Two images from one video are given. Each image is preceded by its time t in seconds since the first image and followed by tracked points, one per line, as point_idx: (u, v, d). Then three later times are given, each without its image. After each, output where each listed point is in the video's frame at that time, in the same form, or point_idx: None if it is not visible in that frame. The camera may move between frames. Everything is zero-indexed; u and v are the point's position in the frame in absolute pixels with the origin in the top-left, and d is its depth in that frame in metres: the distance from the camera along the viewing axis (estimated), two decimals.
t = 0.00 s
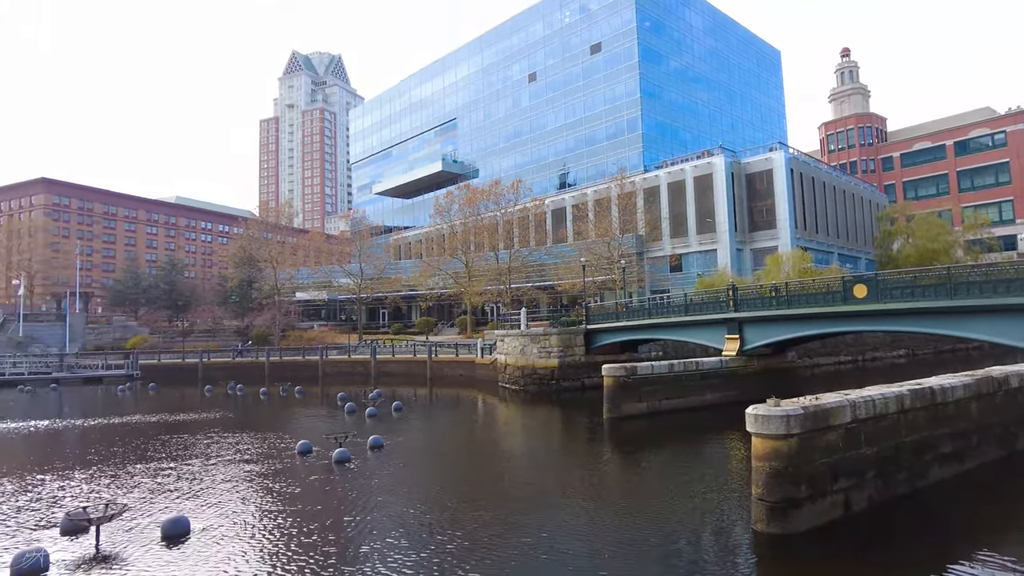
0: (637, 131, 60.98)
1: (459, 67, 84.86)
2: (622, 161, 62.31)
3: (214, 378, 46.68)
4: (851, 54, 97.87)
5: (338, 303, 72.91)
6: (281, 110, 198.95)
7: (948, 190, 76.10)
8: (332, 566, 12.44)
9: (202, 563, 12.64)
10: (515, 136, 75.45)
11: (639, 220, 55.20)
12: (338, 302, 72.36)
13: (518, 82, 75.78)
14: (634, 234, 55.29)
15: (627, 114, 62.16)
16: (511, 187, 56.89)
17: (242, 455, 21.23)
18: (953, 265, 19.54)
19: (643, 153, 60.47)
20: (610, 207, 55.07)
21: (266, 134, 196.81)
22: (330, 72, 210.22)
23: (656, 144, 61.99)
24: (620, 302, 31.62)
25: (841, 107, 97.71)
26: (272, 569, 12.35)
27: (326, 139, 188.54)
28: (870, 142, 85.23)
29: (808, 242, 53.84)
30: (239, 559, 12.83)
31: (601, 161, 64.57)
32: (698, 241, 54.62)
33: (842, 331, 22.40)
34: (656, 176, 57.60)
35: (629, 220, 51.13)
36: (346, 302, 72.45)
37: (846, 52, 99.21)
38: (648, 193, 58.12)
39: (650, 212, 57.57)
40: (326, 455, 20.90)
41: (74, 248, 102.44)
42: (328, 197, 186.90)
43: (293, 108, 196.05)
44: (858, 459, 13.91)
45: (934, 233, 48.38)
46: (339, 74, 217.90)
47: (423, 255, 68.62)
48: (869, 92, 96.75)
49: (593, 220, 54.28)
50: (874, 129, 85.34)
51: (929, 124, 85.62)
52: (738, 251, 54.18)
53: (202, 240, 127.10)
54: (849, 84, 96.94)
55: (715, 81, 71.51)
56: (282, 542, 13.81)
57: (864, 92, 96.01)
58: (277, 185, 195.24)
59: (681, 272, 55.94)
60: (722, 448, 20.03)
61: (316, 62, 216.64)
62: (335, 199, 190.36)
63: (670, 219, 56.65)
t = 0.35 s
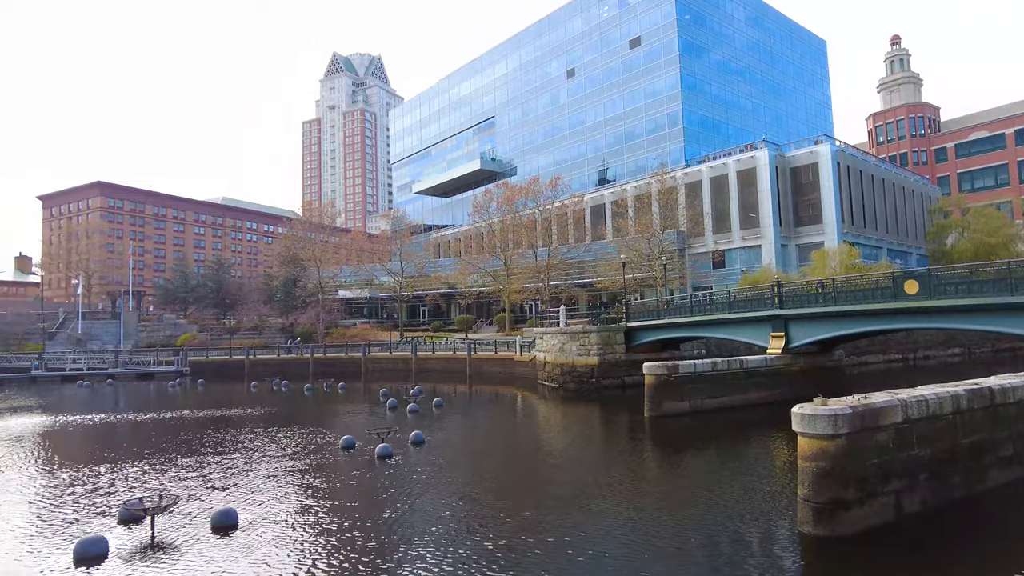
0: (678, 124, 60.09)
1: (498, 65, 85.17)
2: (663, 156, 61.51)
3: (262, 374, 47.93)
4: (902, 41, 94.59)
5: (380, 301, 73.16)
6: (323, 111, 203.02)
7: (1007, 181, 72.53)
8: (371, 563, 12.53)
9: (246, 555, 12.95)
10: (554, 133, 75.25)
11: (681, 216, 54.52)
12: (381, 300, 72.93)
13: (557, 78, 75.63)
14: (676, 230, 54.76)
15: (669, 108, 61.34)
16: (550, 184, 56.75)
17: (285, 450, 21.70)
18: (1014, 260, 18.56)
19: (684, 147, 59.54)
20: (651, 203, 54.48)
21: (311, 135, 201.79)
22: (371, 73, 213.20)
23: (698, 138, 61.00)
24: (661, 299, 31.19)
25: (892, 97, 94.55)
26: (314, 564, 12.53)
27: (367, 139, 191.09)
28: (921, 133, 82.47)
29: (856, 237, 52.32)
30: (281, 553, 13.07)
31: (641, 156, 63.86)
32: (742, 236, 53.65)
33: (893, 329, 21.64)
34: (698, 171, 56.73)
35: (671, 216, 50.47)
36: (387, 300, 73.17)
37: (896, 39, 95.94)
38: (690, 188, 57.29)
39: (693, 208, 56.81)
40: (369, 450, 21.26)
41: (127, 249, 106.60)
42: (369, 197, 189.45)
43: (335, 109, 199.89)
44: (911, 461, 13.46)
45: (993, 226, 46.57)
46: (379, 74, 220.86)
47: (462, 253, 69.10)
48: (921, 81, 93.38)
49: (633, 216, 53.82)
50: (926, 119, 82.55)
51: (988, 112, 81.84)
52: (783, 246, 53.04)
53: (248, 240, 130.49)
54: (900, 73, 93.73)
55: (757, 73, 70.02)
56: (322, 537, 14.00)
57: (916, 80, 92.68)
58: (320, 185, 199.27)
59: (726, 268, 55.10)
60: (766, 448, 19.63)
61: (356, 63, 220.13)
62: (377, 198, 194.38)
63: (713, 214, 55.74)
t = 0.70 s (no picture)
0: (723, 118, 58.92)
1: (537, 62, 85.16)
2: (707, 150, 60.45)
3: (309, 370, 49.09)
4: (960, 27, 90.98)
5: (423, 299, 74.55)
6: (366, 112, 206.63)
7: None
8: (415, 559, 12.62)
9: (294, 547, 13.22)
10: (595, 128, 74.80)
11: (726, 212, 53.62)
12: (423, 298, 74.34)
13: (597, 74, 75.20)
14: (721, 226, 53.87)
15: (712, 100, 60.25)
16: (591, 180, 56.37)
17: (329, 445, 22.14)
18: None
19: (729, 141, 58.40)
20: (696, 197, 53.66)
21: (354, 136, 205.41)
22: (412, 73, 215.87)
23: (743, 131, 59.77)
24: (705, 297, 30.69)
25: (949, 84, 91.17)
26: (358, 558, 12.70)
27: (409, 138, 193.23)
28: (981, 121, 79.08)
29: (909, 231, 50.52)
30: (326, 546, 13.34)
31: (685, 150, 62.89)
32: (789, 232, 52.45)
33: (950, 327, 20.77)
34: (743, 165, 55.49)
35: (716, 211, 49.61)
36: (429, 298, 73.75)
37: (954, 24, 92.26)
38: (735, 182, 56.07)
39: (738, 203, 55.56)
40: (413, 445, 21.55)
41: (179, 249, 110.42)
42: (412, 196, 191.25)
43: (377, 109, 203.12)
44: (972, 463, 12.88)
45: None
46: (421, 74, 223.46)
47: (503, 251, 69.33)
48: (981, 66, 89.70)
49: (677, 212, 53.10)
50: (987, 106, 79.01)
51: None
52: (832, 242, 51.66)
53: (294, 239, 133.60)
54: (958, 59, 90.21)
55: (804, 64, 68.25)
56: (366, 531, 14.18)
57: (975, 67, 88.97)
58: (364, 185, 202.80)
59: (772, 264, 53.96)
60: (814, 448, 19.12)
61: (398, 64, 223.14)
62: (418, 197, 196.38)
63: (759, 209, 54.52)
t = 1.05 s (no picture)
0: (776, 111, 57.47)
1: (584, 59, 84.83)
2: (759, 144, 59.05)
3: (360, 366, 50.11)
4: None
5: (470, 297, 75.07)
6: (414, 112, 209.71)
7: None
8: (463, 556, 12.70)
9: (345, 541, 13.49)
10: (643, 124, 73.99)
11: (779, 208, 52.50)
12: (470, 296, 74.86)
13: (645, 69, 74.43)
14: (774, 222, 52.71)
15: (765, 93, 58.82)
16: (641, 176, 55.73)
17: (379, 440, 22.56)
18: None
19: (782, 134, 56.88)
20: (748, 193, 52.66)
21: (402, 136, 208.85)
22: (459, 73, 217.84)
23: (797, 124, 58.13)
24: (759, 295, 29.96)
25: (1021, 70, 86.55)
26: (408, 553, 12.85)
27: (456, 138, 194.93)
28: None
29: (976, 226, 48.24)
30: (380, 539, 13.64)
31: (736, 144, 61.59)
32: (846, 227, 50.93)
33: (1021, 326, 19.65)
34: (797, 159, 53.93)
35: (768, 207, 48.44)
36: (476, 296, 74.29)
37: None
38: (788, 177, 54.55)
39: (792, 199, 54.22)
40: (463, 442, 21.81)
41: (235, 249, 114.41)
42: (458, 195, 192.82)
43: (425, 110, 205.93)
44: None
45: None
46: (468, 74, 225.29)
47: (549, 249, 69.36)
48: None
49: (728, 208, 52.19)
50: None
51: None
52: (892, 237, 49.95)
53: (345, 239, 136.50)
54: None
55: (862, 54, 65.91)
56: (415, 527, 14.34)
57: None
58: (412, 185, 205.90)
59: (828, 261, 52.48)
60: (874, 451, 18.45)
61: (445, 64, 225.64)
62: (466, 196, 197.76)
63: (814, 204, 52.94)
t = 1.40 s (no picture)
0: (832, 102, 55.66)
1: (631, 54, 84.07)
2: (814, 137, 57.30)
3: (410, 363, 50.81)
4: None
5: (517, 296, 75.14)
6: (461, 113, 211.64)
7: None
8: (515, 555, 12.72)
9: (399, 537, 13.68)
10: (693, 119, 72.85)
11: (836, 203, 51.07)
12: (517, 295, 74.95)
13: (695, 63, 73.25)
14: (830, 217, 51.36)
15: (820, 84, 57.04)
16: (691, 171, 54.00)
17: (429, 437, 22.82)
18: None
19: (839, 127, 55.02)
20: (803, 187, 51.54)
21: (449, 137, 211.07)
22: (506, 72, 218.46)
23: (854, 115, 56.15)
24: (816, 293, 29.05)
25: None
26: (459, 551, 12.94)
27: (503, 137, 195.58)
28: None
29: None
30: (431, 534, 13.88)
31: (790, 138, 59.95)
32: (907, 221, 49.05)
33: None
34: (854, 152, 52.11)
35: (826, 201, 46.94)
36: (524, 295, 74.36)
37: None
38: (845, 171, 52.76)
39: (849, 193, 52.42)
40: (513, 440, 21.97)
41: (289, 250, 117.84)
42: (505, 194, 193.44)
43: (472, 110, 207.47)
44: None
45: None
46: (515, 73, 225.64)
47: (597, 247, 69.11)
48: None
49: (783, 203, 51.14)
50: None
51: None
52: (959, 232, 47.89)
53: (395, 239, 138.75)
54: None
55: (926, 40, 63.12)
56: (466, 524, 14.45)
57: None
58: (459, 185, 207.90)
59: (888, 257, 50.64)
60: (939, 455, 17.72)
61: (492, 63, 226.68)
62: (513, 194, 198.14)
63: (873, 197, 51.10)
